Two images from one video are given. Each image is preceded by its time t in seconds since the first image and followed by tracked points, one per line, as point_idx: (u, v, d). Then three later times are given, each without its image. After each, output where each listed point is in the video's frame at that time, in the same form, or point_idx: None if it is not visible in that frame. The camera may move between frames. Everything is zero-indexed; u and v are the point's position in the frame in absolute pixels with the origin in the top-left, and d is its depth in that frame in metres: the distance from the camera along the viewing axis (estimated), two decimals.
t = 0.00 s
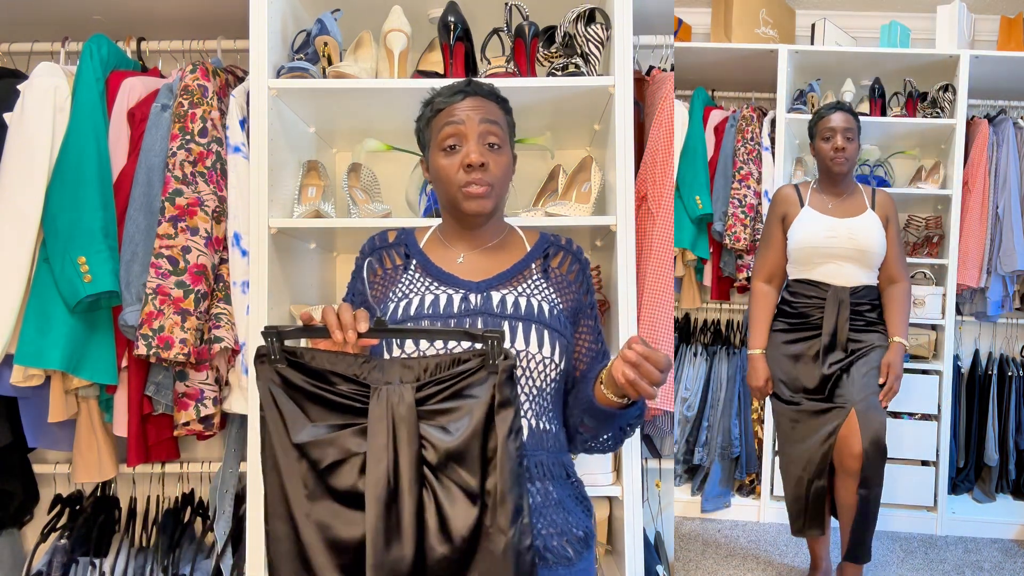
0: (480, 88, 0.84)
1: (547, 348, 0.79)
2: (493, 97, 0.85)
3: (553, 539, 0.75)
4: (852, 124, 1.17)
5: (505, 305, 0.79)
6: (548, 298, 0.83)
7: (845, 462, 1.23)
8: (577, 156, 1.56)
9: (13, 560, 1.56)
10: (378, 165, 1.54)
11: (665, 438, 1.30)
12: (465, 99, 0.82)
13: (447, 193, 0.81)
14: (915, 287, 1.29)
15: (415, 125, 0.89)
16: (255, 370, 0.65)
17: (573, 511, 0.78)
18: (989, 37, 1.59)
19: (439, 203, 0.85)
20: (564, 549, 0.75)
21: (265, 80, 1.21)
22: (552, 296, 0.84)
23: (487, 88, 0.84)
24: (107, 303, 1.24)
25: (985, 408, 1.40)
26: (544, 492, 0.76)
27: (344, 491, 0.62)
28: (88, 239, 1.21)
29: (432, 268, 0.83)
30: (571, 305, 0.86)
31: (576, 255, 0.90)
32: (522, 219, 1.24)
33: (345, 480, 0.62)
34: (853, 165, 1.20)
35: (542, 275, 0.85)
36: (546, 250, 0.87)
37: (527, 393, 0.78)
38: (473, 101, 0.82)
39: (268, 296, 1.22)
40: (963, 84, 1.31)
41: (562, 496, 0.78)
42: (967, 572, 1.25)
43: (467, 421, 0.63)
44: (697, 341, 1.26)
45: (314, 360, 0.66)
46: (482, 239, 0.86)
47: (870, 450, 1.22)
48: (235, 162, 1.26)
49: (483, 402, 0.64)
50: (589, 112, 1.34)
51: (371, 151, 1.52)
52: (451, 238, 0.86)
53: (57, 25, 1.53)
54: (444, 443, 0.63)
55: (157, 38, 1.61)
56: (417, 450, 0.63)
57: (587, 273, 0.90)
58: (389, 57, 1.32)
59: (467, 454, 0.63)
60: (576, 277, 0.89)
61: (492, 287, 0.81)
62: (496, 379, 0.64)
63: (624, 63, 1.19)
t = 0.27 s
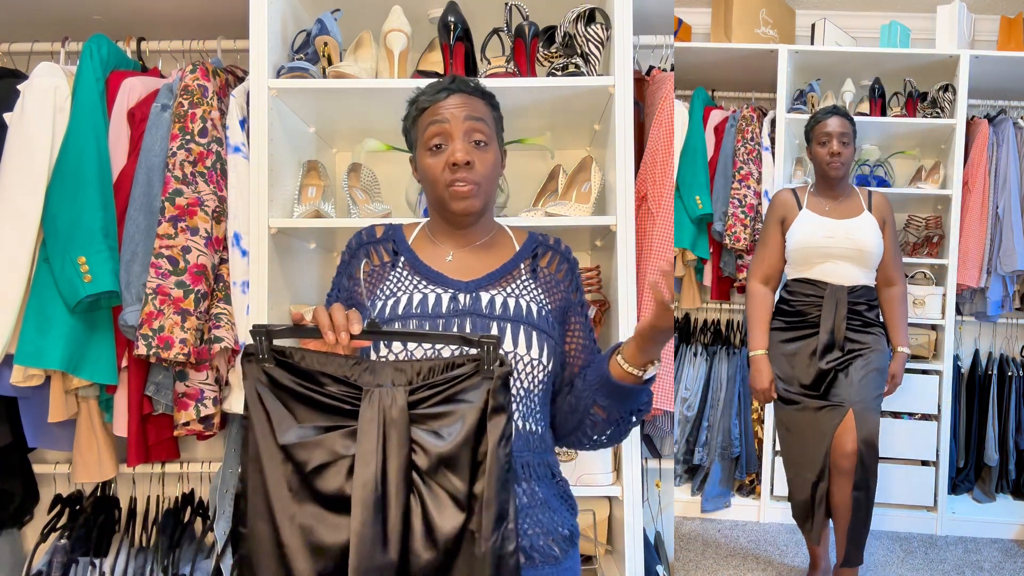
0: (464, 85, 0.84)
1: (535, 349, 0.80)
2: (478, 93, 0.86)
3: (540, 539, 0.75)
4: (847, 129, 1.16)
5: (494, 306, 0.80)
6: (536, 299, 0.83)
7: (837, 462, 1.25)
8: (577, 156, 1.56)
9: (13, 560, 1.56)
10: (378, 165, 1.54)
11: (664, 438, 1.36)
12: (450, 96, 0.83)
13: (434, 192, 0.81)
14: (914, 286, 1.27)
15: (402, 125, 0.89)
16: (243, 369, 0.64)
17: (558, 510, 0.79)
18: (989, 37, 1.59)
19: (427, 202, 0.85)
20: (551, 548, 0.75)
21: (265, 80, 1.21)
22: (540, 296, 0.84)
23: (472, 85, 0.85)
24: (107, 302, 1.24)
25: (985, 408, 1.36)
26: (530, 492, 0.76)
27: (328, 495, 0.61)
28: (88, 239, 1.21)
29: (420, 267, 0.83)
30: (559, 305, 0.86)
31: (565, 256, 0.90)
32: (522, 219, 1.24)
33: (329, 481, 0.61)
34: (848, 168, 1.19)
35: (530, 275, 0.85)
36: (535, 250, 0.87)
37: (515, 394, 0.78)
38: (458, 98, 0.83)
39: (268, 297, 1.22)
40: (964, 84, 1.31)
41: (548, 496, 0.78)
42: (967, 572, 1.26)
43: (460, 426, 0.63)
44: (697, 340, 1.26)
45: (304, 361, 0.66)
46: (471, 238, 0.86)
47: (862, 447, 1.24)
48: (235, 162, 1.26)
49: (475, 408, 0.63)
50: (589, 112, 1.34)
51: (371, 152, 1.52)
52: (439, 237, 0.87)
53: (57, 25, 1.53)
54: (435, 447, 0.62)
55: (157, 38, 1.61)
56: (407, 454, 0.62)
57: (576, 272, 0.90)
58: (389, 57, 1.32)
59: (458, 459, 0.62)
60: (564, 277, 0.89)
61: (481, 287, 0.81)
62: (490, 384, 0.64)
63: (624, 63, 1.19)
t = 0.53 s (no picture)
0: (447, 85, 0.84)
1: (534, 351, 0.80)
2: (463, 91, 0.86)
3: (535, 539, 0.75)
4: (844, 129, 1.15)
5: (493, 307, 0.80)
6: (534, 301, 0.83)
7: (823, 462, 1.24)
8: (577, 156, 1.56)
9: (13, 560, 1.56)
10: (378, 165, 1.54)
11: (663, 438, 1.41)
12: (441, 96, 0.83)
13: (431, 197, 0.81)
14: (913, 285, 1.28)
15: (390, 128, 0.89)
16: (239, 369, 0.64)
17: (553, 511, 0.79)
18: (989, 37, 1.60)
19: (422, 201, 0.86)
20: (545, 548, 0.76)
21: (265, 81, 1.21)
22: (537, 297, 0.85)
23: (455, 84, 0.85)
24: (107, 302, 1.24)
25: (985, 408, 1.32)
26: (526, 494, 0.76)
27: (325, 499, 0.60)
28: (88, 239, 1.21)
29: (418, 266, 0.83)
30: (556, 307, 0.87)
31: (561, 257, 0.91)
32: (522, 219, 1.24)
33: (327, 485, 0.61)
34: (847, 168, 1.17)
35: (527, 277, 0.86)
36: (531, 252, 0.88)
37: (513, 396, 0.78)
38: (448, 98, 0.83)
39: (268, 298, 1.22)
40: (964, 84, 1.30)
41: (544, 497, 0.78)
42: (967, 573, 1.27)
43: (462, 431, 0.63)
44: (697, 341, 1.24)
45: (302, 362, 0.66)
46: (466, 238, 0.86)
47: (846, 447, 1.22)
48: (235, 162, 1.26)
49: (478, 414, 0.64)
50: (589, 112, 1.34)
51: (371, 152, 1.53)
52: (438, 236, 0.86)
53: (57, 25, 1.53)
54: (436, 452, 0.63)
55: (157, 38, 1.61)
56: (409, 458, 0.62)
57: (570, 274, 0.91)
58: (389, 57, 1.32)
59: (460, 464, 0.62)
60: (560, 279, 0.90)
61: (479, 288, 0.81)
62: (493, 389, 0.65)
63: (624, 63, 1.19)
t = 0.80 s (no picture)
0: (452, 84, 0.84)
1: (531, 350, 0.80)
2: (466, 92, 0.86)
3: (538, 537, 0.75)
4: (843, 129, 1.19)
5: (489, 307, 0.80)
6: (530, 299, 0.84)
7: (816, 459, 1.24)
8: (577, 156, 1.56)
9: (13, 560, 1.56)
10: (378, 165, 1.54)
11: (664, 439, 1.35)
12: (438, 94, 0.83)
13: (424, 190, 0.81)
14: (911, 285, 1.28)
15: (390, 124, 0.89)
16: (235, 379, 0.64)
17: (554, 508, 0.79)
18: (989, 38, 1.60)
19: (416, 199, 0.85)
20: (546, 547, 0.76)
21: (265, 81, 1.21)
22: (532, 295, 0.85)
23: (460, 84, 0.85)
24: (107, 302, 1.24)
25: (985, 408, 1.36)
26: (527, 492, 0.76)
27: (325, 507, 0.60)
28: (88, 239, 1.21)
29: (413, 268, 0.83)
30: (550, 305, 0.87)
31: (554, 254, 0.91)
32: (522, 219, 1.24)
33: (326, 493, 0.60)
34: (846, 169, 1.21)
35: (521, 275, 0.86)
36: (524, 250, 0.88)
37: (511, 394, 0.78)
38: (447, 95, 0.83)
39: (268, 298, 1.22)
40: (964, 84, 1.31)
41: (544, 495, 0.78)
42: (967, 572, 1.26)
43: (462, 431, 0.63)
44: (697, 341, 1.24)
45: (297, 369, 0.66)
46: (461, 237, 0.86)
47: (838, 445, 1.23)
48: (235, 162, 1.26)
49: (478, 414, 0.64)
50: (589, 113, 1.34)
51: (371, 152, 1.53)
52: (433, 239, 0.86)
53: (57, 25, 1.53)
54: (437, 454, 0.62)
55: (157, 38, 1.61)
56: (409, 461, 0.62)
57: (563, 271, 0.92)
58: (389, 57, 1.32)
59: (461, 465, 0.62)
60: (554, 276, 0.90)
61: (474, 288, 0.81)
62: (493, 389, 0.65)
63: (624, 63, 1.19)
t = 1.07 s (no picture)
0: (451, 85, 0.84)
1: (530, 349, 0.80)
2: (465, 94, 0.86)
3: (539, 537, 0.75)
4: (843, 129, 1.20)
5: (487, 306, 0.80)
6: (528, 298, 0.84)
7: (818, 459, 1.27)
8: (577, 156, 1.56)
9: (13, 560, 1.56)
10: (378, 165, 1.54)
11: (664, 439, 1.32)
12: (437, 95, 0.83)
13: (423, 190, 0.81)
14: (906, 285, 1.28)
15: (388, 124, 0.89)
16: (232, 380, 0.63)
17: (554, 508, 0.79)
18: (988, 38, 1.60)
19: (414, 200, 0.85)
20: (547, 547, 0.76)
21: (265, 81, 1.21)
22: (530, 295, 0.85)
23: (459, 85, 0.85)
24: (107, 302, 1.24)
25: (985, 408, 1.34)
26: (527, 491, 0.76)
27: (326, 507, 0.60)
28: (88, 239, 1.21)
29: (411, 268, 0.83)
30: (548, 303, 0.87)
31: (551, 254, 0.91)
32: (522, 219, 1.24)
33: (326, 494, 0.60)
34: (847, 168, 1.22)
35: (519, 275, 0.86)
36: (522, 249, 0.88)
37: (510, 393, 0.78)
38: (446, 96, 0.83)
39: (269, 298, 1.22)
40: (964, 84, 1.28)
41: (545, 494, 0.78)
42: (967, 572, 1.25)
43: (462, 427, 0.63)
44: (697, 341, 1.24)
45: (294, 369, 0.65)
46: (459, 237, 0.86)
47: (842, 445, 1.26)
48: (235, 162, 1.26)
49: (477, 409, 0.64)
50: (589, 112, 1.34)
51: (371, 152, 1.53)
52: (431, 239, 0.86)
53: (57, 25, 1.53)
54: (437, 450, 0.62)
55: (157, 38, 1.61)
56: (409, 458, 0.62)
57: (561, 271, 0.91)
58: (389, 57, 1.32)
59: (461, 460, 0.62)
60: (552, 276, 0.90)
61: (472, 287, 0.81)
62: (491, 384, 0.65)
63: (624, 63, 1.19)
